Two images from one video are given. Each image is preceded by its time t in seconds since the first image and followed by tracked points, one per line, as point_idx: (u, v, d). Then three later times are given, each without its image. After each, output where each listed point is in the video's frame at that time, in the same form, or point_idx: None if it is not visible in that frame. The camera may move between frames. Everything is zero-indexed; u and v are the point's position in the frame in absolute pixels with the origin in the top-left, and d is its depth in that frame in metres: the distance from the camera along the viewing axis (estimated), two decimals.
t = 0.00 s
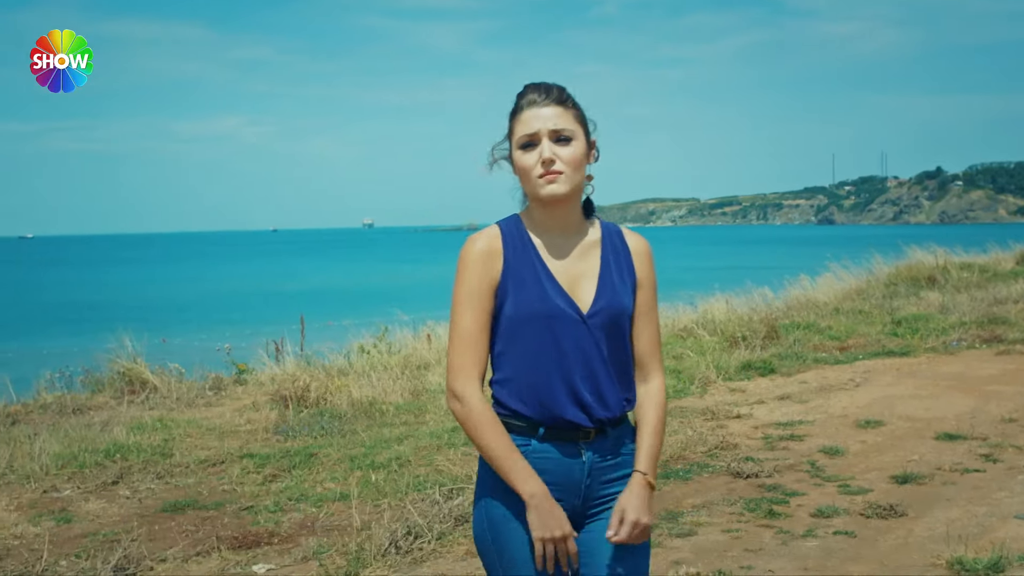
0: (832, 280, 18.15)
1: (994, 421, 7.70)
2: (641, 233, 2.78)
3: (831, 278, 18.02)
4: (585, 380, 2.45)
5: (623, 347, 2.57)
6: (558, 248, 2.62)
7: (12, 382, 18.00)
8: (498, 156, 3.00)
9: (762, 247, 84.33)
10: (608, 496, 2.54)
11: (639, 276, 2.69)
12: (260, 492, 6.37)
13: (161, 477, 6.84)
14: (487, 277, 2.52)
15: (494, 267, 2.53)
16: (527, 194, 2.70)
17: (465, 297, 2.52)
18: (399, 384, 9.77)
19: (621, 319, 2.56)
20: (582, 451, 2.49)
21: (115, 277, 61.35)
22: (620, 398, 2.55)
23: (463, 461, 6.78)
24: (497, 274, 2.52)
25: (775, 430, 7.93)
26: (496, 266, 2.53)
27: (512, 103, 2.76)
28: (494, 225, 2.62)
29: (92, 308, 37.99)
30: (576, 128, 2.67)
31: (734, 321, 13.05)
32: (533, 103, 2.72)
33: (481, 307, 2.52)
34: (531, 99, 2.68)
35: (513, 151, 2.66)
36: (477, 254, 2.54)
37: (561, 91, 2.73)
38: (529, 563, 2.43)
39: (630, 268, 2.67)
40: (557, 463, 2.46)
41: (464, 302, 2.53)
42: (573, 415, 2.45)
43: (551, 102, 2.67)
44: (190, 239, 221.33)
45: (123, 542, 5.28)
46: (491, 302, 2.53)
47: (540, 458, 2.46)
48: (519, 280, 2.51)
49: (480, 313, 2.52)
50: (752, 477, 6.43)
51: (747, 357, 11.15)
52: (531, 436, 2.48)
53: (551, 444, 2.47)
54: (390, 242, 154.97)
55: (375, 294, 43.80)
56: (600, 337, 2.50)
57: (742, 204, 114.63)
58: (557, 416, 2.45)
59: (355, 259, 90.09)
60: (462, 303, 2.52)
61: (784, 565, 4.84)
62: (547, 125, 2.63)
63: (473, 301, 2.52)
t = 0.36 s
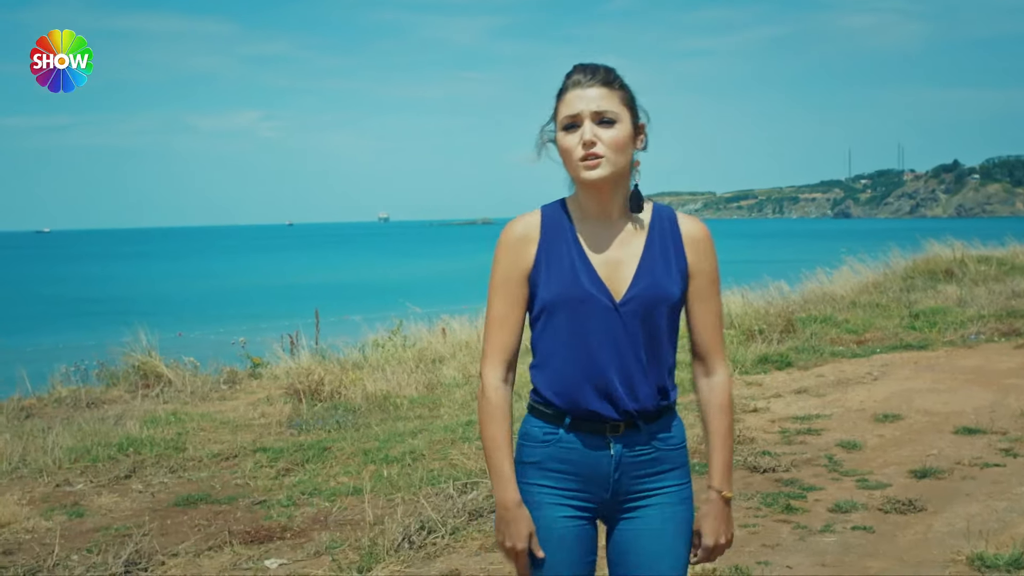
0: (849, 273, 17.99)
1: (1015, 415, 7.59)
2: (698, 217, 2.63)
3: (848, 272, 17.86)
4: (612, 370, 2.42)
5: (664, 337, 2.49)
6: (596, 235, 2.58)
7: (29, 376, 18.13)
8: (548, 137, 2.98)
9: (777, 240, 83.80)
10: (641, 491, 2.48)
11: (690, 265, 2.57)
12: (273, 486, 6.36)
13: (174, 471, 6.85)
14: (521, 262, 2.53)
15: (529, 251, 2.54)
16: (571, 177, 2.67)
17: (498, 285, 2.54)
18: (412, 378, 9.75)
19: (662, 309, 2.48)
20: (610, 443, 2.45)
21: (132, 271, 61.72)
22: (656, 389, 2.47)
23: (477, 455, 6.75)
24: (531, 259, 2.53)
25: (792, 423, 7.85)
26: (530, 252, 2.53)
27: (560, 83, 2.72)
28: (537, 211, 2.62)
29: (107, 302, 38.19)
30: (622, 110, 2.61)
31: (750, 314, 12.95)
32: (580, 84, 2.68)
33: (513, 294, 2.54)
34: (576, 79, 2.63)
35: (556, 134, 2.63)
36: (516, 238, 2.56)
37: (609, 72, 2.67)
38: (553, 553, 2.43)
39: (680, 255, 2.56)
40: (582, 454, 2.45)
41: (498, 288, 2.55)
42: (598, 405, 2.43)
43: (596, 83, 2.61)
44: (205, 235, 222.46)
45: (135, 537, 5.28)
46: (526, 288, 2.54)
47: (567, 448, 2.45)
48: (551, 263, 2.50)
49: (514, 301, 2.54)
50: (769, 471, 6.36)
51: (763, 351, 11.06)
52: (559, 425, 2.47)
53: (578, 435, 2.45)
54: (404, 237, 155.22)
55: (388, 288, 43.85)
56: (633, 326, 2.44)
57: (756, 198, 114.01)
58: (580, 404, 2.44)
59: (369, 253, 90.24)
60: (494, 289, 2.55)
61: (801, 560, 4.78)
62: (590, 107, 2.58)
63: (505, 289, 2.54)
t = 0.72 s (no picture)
0: (855, 272, 17.89)
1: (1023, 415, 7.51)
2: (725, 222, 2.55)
3: (854, 270, 17.76)
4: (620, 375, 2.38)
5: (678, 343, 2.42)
6: (608, 237, 2.54)
7: (33, 376, 18.14)
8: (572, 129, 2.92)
9: (782, 239, 83.56)
10: (657, 496, 2.44)
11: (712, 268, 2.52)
12: (274, 487, 6.32)
13: (175, 472, 6.81)
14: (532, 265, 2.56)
15: (540, 253, 2.56)
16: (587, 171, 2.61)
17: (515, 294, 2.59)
18: (416, 378, 9.70)
19: (675, 314, 2.41)
20: (622, 448, 2.42)
21: (137, 271, 61.81)
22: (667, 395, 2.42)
23: (480, 456, 6.69)
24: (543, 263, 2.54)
25: (798, 424, 7.78)
26: (541, 255, 2.55)
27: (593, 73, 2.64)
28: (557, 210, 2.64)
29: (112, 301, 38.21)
30: (645, 111, 2.52)
31: (755, 314, 12.88)
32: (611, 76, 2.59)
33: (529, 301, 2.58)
34: (605, 72, 2.56)
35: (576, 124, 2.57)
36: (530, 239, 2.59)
37: (643, 70, 2.57)
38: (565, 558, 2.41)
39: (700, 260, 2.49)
40: (593, 458, 2.43)
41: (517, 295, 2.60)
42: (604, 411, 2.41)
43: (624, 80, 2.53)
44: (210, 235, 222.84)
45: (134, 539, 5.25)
46: (541, 293, 2.57)
47: (579, 453, 2.44)
48: (562, 267, 2.49)
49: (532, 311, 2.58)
50: (775, 472, 6.30)
51: (769, 350, 10.99)
52: (570, 430, 2.46)
53: (588, 440, 2.43)
54: (409, 236, 155.29)
55: (393, 287, 43.83)
56: (642, 331, 2.39)
57: (762, 197, 113.74)
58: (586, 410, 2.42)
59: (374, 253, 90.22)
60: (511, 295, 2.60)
61: (807, 563, 4.72)
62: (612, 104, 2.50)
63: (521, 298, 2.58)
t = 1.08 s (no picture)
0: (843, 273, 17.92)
1: (1009, 417, 7.50)
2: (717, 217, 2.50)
3: (841, 272, 17.78)
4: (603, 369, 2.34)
5: (665, 340, 2.37)
6: (599, 233, 2.51)
7: (16, 378, 17.96)
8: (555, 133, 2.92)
9: (770, 240, 83.80)
10: (643, 504, 2.36)
11: (703, 264, 2.45)
12: (256, 492, 6.24)
13: (157, 476, 6.72)
14: (522, 261, 2.56)
15: (530, 248, 2.56)
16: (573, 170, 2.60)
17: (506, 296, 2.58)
18: (401, 380, 9.63)
19: (661, 309, 2.36)
20: (605, 451, 2.36)
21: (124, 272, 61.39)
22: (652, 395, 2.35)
23: (464, 460, 6.63)
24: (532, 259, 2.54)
25: (785, 426, 7.75)
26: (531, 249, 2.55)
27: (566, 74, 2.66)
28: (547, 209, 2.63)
29: (97, 303, 37.88)
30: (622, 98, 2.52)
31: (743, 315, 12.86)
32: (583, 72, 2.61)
33: (519, 302, 2.58)
34: (576, 68, 2.58)
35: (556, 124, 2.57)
36: (521, 236, 2.59)
37: (614, 59, 2.59)
38: (546, 563, 2.36)
39: (690, 253, 2.44)
40: (575, 462, 2.37)
41: (507, 295, 2.59)
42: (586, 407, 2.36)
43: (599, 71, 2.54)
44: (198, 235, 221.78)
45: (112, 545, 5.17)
46: (529, 289, 2.57)
47: (561, 456, 2.39)
48: (549, 262, 2.48)
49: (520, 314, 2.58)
50: (761, 476, 6.26)
51: (756, 352, 10.96)
52: (554, 432, 2.42)
53: (572, 442, 2.38)
54: (398, 237, 155.02)
55: (382, 289, 43.71)
56: (627, 325, 2.35)
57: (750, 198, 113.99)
58: (566, 407, 2.38)
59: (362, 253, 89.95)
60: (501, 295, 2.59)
61: (794, 568, 4.68)
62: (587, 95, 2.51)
63: (512, 298, 2.58)
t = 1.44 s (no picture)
0: (834, 278, 17.92)
1: (1001, 423, 7.47)
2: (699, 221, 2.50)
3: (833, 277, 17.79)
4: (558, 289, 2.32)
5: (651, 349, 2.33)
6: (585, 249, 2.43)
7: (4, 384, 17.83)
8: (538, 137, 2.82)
9: (763, 245, 83.93)
10: (628, 514, 2.32)
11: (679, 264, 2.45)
12: (243, 499, 6.17)
13: (143, 483, 6.64)
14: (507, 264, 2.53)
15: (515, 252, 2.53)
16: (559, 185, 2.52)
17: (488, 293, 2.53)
18: (391, 386, 9.57)
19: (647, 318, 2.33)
20: (588, 458, 2.33)
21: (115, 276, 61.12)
22: (637, 405, 2.33)
23: (453, 467, 6.57)
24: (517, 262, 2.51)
25: (776, 432, 7.72)
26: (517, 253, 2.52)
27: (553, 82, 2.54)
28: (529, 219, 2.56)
29: (88, 308, 37.67)
30: (614, 118, 2.42)
31: (734, 320, 12.83)
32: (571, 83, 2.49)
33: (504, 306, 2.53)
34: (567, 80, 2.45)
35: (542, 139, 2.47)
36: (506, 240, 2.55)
37: (606, 71, 2.47)
38: None
39: (668, 254, 2.44)
40: (557, 471, 2.34)
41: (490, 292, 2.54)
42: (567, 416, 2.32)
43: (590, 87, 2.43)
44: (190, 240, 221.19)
45: (95, 555, 5.09)
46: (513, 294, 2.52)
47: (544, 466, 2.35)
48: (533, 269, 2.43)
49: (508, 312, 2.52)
50: (752, 483, 6.22)
51: (747, 357, 10.93)
52: (536, 442, 2.38)
53: (554, 451, 2.35)
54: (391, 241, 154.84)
55: (374, 294, 43.62)
56: (611, 333, 2.31)
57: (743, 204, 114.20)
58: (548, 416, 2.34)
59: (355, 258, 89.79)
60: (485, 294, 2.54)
61: None
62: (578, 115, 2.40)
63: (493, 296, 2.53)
